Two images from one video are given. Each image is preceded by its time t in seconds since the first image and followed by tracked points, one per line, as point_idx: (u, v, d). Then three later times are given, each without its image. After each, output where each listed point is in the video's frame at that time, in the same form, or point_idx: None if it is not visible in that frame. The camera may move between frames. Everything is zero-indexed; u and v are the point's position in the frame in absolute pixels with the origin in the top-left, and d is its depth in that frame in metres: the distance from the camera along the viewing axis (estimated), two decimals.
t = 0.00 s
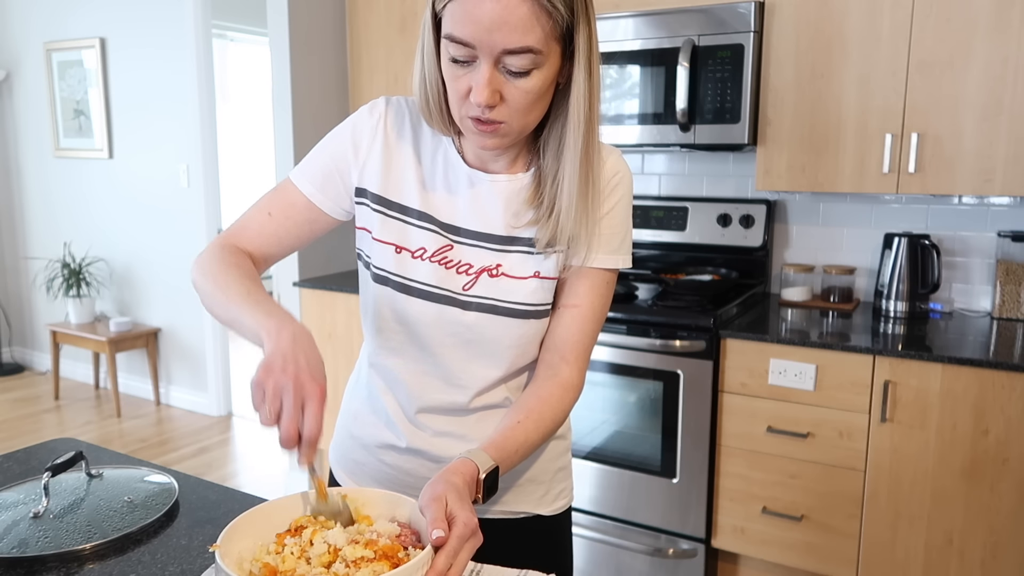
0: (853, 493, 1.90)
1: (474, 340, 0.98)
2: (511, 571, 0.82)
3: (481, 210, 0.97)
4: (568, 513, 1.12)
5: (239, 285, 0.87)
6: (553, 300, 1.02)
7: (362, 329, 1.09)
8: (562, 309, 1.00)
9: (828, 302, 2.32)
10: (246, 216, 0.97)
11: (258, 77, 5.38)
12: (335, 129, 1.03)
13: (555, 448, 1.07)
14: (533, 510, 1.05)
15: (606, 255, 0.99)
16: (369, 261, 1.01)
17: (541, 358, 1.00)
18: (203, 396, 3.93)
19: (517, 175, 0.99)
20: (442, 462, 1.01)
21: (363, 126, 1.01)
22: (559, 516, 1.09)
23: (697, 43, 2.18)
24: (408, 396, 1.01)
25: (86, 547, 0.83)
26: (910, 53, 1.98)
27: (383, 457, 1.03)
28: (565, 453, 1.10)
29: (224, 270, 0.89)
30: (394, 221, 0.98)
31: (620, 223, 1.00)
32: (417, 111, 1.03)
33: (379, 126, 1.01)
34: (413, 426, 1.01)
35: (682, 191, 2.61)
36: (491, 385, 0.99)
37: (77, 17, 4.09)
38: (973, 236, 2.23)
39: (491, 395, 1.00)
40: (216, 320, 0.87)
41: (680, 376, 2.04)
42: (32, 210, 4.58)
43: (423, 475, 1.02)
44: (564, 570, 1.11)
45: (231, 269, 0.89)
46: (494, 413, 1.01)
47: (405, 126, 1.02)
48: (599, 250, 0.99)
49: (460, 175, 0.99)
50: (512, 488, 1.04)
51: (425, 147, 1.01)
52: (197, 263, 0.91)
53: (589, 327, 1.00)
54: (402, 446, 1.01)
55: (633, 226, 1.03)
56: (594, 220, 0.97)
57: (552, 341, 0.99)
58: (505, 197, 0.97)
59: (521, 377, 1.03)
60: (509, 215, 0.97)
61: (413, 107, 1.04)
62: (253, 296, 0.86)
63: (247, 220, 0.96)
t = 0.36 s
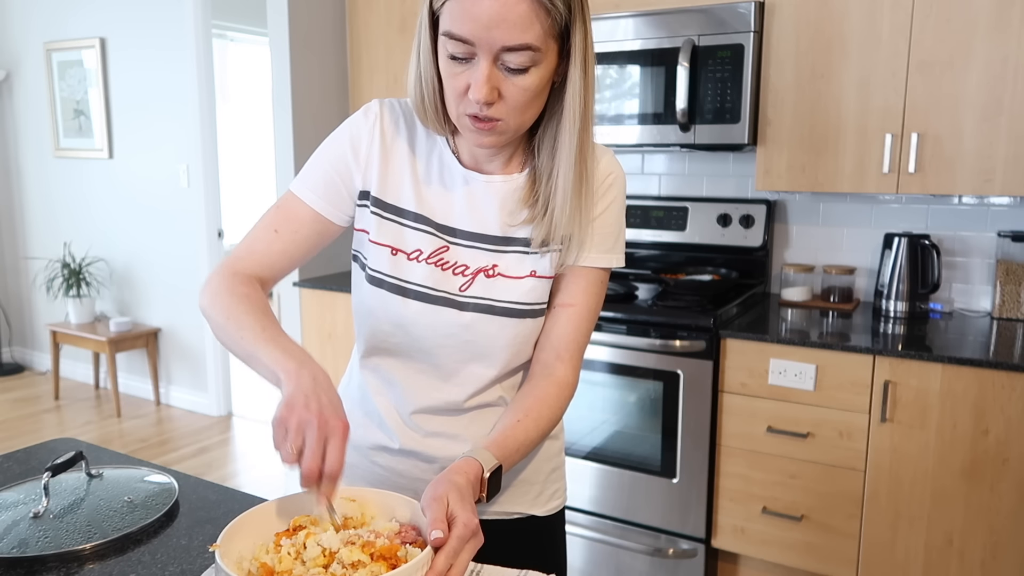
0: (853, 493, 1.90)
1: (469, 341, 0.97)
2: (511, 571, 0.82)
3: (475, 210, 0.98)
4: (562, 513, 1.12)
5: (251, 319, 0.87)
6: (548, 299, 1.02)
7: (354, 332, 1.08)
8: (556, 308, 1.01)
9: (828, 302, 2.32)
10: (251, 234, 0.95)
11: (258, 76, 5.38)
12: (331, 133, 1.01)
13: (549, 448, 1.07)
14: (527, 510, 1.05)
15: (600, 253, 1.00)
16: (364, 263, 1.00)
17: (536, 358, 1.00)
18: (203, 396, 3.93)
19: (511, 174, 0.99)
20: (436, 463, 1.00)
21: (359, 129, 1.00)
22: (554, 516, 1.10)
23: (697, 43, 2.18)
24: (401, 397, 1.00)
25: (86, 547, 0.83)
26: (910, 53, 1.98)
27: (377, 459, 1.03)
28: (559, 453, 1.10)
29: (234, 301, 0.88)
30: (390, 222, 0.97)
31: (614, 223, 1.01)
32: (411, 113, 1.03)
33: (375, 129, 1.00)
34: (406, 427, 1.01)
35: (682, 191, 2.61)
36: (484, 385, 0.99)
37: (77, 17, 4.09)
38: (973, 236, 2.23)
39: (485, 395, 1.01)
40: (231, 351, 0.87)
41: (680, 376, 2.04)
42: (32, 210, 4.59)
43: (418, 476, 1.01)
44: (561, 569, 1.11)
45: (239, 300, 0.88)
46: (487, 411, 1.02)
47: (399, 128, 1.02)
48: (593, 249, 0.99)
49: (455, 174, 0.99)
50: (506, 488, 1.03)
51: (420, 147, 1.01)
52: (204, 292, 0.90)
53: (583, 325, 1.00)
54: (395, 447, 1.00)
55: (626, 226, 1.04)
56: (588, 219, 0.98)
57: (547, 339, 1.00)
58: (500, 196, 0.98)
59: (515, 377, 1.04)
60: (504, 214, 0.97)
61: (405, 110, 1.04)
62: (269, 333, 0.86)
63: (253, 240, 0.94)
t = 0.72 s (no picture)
0: (853, 493, 1.90)
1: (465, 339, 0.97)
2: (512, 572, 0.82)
3: (470, 209, 0.98)
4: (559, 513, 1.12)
5: (265, 332, 0.81)
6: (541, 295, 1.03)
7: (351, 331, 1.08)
8: (550, 305, 1.02)
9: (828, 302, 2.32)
10: (261, 242, 0.90)
11: (258, 76, 5.38)
12: (330, 133, 0.99)
13: (544, 448, 1.07)
14: (523, 511, 1.05)
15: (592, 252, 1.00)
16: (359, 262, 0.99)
17: (529, 354, 1.01)
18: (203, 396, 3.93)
19: (506, 173, 0.99)
20: (435, 463, 1.00)
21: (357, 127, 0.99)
22: (551, 516, 1.09)
23: (697, 43, 2.18)
24: (396, 397, 1.00)
25: (86, 547, 0.83)
26: (910, 53, 1.98)
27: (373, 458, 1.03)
28: (556, 452, 1.10)
29: (245, 308, 0.83)
30: (385, 221, 0.96)
31: (608, 221, 1.01)
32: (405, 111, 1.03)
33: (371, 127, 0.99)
34: (402, 427, 1.01)
35: (682, 191, 2.61)
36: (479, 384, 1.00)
37: (77, 17, 4.09)
38: (973, 236, 2.23)
39: (480, 395, 1.01)
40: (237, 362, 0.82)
41: (680, 376, 2.04)
42: (32, 211, 4.59)
43: (416, 477, 1.01)
44: (559, 568, 1.11)
45: (251, 309, 0.83)
46: (484, 410, 1.02)
47: (394, 126, 1.01)
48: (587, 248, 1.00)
49: (449, 172, 0.99)
50: (501, 488, 1.03)
51: (414, 144, 1.01)
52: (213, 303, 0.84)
53: (577, 322, 1.02)
54: (391, 447, 1.00)
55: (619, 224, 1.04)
56: (582, 218, 0.98)
57: (540, 337, 1.01)
58: (494, 195, 0.98)
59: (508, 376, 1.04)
60: (497, 212, 0.97)
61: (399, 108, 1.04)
62: (284, 348, 0.80)
63: (263, 249, 0.89)
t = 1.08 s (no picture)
0: (853, 493, 1.90)
1: (464, 339, 0.97)
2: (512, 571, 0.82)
3: (470, 210, 0.98)
4: (560, 514, 1.12)
5: (234, 305, 0.86)
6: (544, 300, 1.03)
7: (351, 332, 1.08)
8: (553, 309, 1.01)
9: (828, 302, 2.32)
10: (238, 221, 0.95)
11: (258, 76, 5.38)
12: (326, 127, 1.01)
13: (544, 450, 1.07)
14: (523, 513, 1.05)
15: (595, 253, 0.99)
16: (359, 261, 1.00)
17: (532, 358, 1.01)
18: (203, 396, 3.94)
19: (508, 173, 0.99)
20: (433, 465, 1.00)
21: (352, 125, 1.00)
22: (551, 518, 1.09)
23: (696, 43, 2.18)
24: (397, 399, 1.00)
25: (87, 547, 0.83)
26: (910, 54, 1.98)
27: (372, 460, 1.03)
28: (556, 454, 1.10)
29: (218, 284, 0.87)
30: (383, 219, 0.97)
31: (611, 222, 1.01)
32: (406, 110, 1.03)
33: (369, 125, 1.00)
34: (403, 429, 1.01)
35: (682, 191, 2.61)
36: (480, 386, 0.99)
37: (77, 17, 4.09)
38: (973, 236, 2.23)
39: (480, 397, 1.00)
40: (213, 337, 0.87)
41: (680, 376, 2.04)
42: (32, 211, 4.59)
43: (414, 479, 1.01)
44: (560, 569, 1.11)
45: (223, 285, 0.88)
46: (485, 413, 1.01)
47: (394, 127, 1.02)
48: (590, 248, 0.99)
49: (450, 173, 0.99)
50: (502, 491, 1.03)
51: (415, 145, 1.01)
52: (188, 272, 0.89)
53: (580, 326, 1.01)
54: (391, 449, 1.00)
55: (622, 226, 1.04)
56: (584, 220, 0.98)
57: (543, 342, 1.00)
58: (495, 195, 0.98)
59: (513, 377, 1.03)
60: (498, 213, 0.97)
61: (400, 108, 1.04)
62: (252, 319, 0.85)
63: (240, 227, 0.94)
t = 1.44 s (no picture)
0: (853, 493, 1.90)
1: (464, 342, 0.97)
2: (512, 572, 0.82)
3: (470, 211, 0.97)
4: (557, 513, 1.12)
5: (227, 287, 0.84)
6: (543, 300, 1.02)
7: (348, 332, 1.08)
8: (552, 310, 1.01)
9: (828, 302, 2.32)
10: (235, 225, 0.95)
11: (258, 76, 5.38)
12: (322, 132, 1.02)
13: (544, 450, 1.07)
14: (522, 512, 1.05)
15: (593, 253, 1.00)
16: (359, 265, 1.00)
17: (532, 358, 1.01)
18: (203, 396, 3.94)
19: (507, 174, 0.99)
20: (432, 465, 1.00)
21: (348, 128, 1.00)
22: (549, 516, 1.09)
23: (696, 43, 2.18)
24: (396, 400, 1.00)
25: (87, 547, 0.83)
26: (910, 53, 1.98)
27: (371, 461, 1.02)
28: (554, 454, 1.10)
29: (212, 273, 0.86)
30: (383, 223, 0.97)
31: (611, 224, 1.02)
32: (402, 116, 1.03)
33: (365, 130, 1.00)
34: (401, 430, 1.00)
35: (681, 191, 2.61)
36: (480, 387, 1.00)
37: (77, 17, 4.09)
38: (973, 236, 2.23)
39: (479, 397, 1.00)
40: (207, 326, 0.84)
41: (680, 376, 2.04)
42: (32, 211, 4.59)
43: (415, 480, 1.01)
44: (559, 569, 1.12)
45: (220, 274, 0.86)
46: (483, 412, 1.01)
47: (393, 128, 1.02)
48: (589, 248, 1.00)
49: (451, 173, 0.99)
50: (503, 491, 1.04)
51: (415, 145, 1.01)
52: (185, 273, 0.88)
53: (580, 327, 1.01)
54: (390, 450, 1.00)
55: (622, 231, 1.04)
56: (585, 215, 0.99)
57: (543, 342, 1.00)
58: (495, 196, 0.98)
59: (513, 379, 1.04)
60: (498, 214, 0.97)
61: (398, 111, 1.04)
62: (244, 296, 0.83)
63: (235, 230, 0.94)
